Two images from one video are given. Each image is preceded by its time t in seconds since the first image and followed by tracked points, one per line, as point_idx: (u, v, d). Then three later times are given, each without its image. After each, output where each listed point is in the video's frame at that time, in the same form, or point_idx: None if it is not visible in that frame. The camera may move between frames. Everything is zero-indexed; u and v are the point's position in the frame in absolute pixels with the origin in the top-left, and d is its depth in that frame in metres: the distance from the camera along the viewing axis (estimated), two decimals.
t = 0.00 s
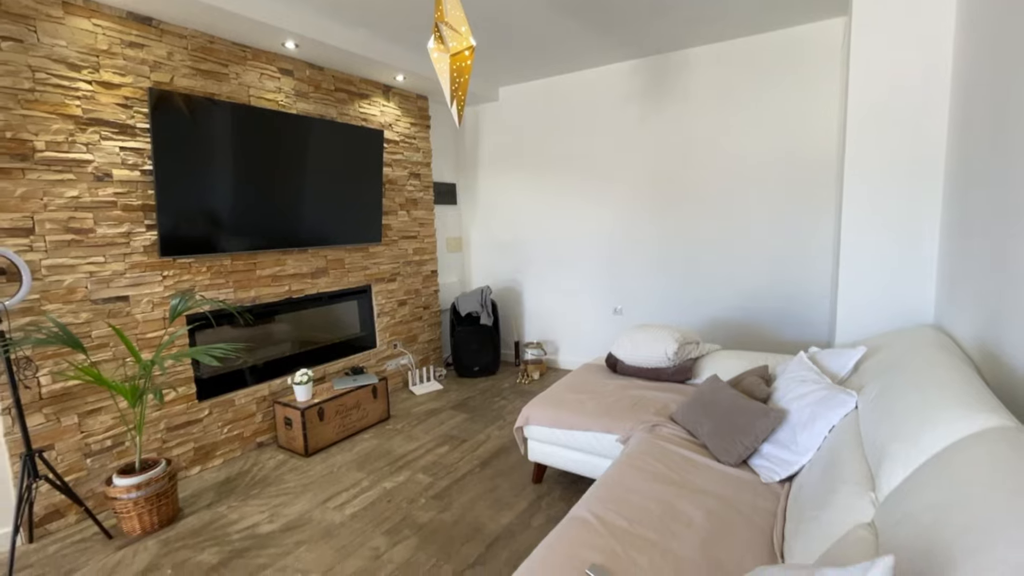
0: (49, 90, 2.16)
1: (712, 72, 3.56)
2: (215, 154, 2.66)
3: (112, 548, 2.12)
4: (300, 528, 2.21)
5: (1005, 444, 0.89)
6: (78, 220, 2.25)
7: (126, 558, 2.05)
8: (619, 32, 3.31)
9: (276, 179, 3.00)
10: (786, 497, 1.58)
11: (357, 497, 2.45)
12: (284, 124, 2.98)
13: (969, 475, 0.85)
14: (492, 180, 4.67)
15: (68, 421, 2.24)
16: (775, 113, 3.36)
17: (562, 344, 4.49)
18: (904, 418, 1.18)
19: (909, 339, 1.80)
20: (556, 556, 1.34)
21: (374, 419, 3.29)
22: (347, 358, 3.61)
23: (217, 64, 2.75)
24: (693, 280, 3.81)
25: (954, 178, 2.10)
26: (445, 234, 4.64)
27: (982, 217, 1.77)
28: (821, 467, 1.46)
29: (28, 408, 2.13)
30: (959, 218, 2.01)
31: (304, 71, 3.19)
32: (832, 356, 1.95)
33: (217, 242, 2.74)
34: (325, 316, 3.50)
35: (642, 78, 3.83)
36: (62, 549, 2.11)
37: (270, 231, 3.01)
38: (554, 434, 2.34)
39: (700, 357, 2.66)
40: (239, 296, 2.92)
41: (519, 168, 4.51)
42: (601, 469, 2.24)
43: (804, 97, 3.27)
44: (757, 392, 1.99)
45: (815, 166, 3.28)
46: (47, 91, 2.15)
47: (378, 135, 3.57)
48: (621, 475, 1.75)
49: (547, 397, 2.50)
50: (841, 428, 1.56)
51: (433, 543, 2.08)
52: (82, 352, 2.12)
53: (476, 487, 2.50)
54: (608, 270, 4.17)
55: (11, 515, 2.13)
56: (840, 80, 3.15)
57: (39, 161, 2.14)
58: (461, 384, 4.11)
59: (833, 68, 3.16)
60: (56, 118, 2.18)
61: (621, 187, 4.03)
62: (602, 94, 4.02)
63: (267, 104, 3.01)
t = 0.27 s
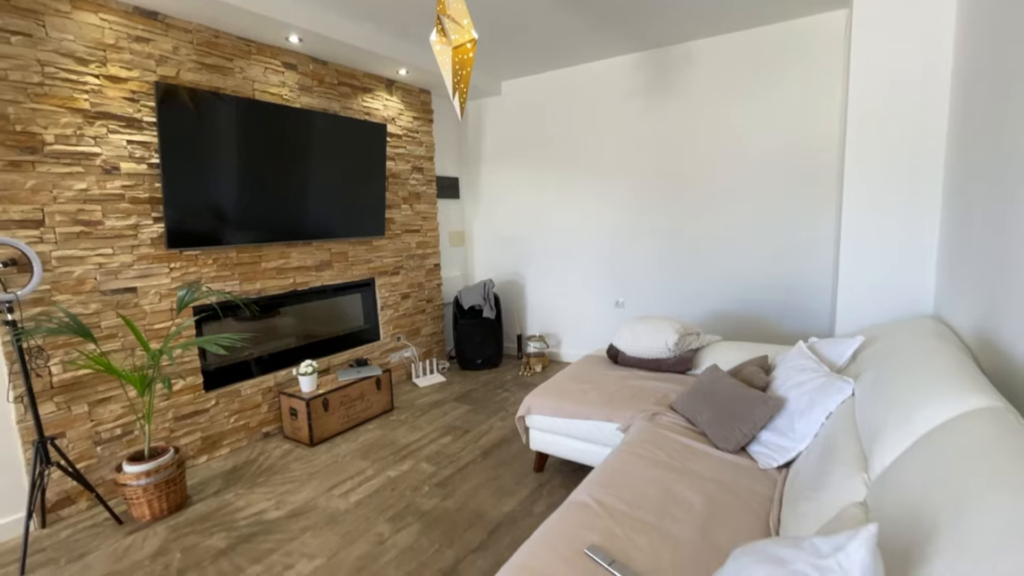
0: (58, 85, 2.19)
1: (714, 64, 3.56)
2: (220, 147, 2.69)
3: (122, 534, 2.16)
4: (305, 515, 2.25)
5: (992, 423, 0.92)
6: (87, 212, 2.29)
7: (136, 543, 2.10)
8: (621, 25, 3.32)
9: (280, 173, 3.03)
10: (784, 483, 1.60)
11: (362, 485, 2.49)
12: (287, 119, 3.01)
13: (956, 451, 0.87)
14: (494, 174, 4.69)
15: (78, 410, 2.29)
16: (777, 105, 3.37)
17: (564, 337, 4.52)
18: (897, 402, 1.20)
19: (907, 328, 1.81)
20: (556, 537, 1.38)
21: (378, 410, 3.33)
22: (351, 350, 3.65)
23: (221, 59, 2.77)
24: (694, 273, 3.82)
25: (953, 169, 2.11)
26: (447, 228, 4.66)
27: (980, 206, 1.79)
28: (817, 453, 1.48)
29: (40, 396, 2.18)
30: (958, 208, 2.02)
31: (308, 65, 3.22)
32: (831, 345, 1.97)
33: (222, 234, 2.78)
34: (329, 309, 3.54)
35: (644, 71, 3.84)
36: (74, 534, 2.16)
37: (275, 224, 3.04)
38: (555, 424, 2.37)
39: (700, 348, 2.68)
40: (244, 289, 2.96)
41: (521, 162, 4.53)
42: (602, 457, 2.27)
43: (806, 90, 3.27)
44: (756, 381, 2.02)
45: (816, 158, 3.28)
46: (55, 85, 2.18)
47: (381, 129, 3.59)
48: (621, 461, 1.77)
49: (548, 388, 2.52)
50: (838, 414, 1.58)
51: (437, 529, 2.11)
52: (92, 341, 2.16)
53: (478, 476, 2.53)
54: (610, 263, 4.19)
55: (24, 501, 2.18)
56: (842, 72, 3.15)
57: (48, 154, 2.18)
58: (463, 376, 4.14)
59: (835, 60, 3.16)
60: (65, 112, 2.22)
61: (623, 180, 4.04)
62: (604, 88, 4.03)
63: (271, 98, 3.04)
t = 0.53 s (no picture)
0: (63, 80, 2.21)
1: (715, 59, 3.56)
2: (224, 142, 2.71)
3: (129, 524, 2.20)
4: (308, 506, 2.28)
5: (982, 410, 0.94)
6: (92, 207, 2.32)
7: (142, 533, 2.13)
8: (622, 20, 3.32)
9: (283, 169, 3.05)
10: (781, 473, 1.62)
11: (364, 477, 2.52)
12: (290, 114, 3.02)
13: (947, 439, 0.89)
14: (496, 170, 4.70)
15: (85, 402, 2.32)
16: (779, 100, 3.37)
17: (565, 332, 4.54)
18: (892, 393, 1.22)
19: (906, 322, 1.83)
20: (556, 526, 1.40)
21: (380, 404, 3.36)
22: (353, 345, 3.68)
23: (224, 54, 2.79)
24: (695, 268, 3.83)
25: (953, 164, 2.11)
26: (449, 224, 4.68)
27: (979, 199, 1.80)
28: (814, 444, 1.50)
29: (47, 388, 2.21)
30: (957, 202, 2.03)
31: (310, 61, 3.23)
32: (829, 339, 1.98)
33: (226, 229, 2.80)
34: (332, 304, 3.56)
35: (646, 67, 3.84)
36: (81, 524, 2.20)
37: (278, 219, 3.07)
38: (556, 416, 2.39)
39: (700, 342, 2.69)
40: (248, 283, 2.98)
41: (522, 158, 4.54)
42: (602, 450, 2.29)
43: (807, 85, 3.27)
44: (755, 374, 2.03)
45: (818, 153, 3.29)
46: (60, 80, 2.21)
47: (383, 124, 3.61)
48: (620, 452, 1.80)
49: (549, 381, 2.54)
50: (835, 406, 1.59)
51: (438, 519, 2.14)
52: (98, 334, 2.19)
53: (479, 468, 2.56)
54: (611, 259, 4.21)
55: (32, 491, 2.21)
56: (844, 66, 3.15)
57: (54, 148, 2.20)
58: (465, 371, 4.17)
59: (837, 55, 3.16)
60: (70, 107, 2.24)
61: (624, 175, 4.05)
62: (605, 83, 4.03)
63: (273, 94, 3.05)
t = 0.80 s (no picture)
0: (67, 76, 2.23)
1: (717, 56, 3.56)
2: (226, 138, 2.72)
3: (133, 517, 2.22)
4: (311, 500, 2.30)
5: (978, 405, 0.95)
6: (96, 203, 2.33)
7: (146, 526, 2.15)
8: (624, 17, 3.32)
9: (285, 165, 3.06)
10: (780, 468, 1.63)
11: (366, 472, 2.53)
12: (292, 111, 3.03)
13: (943, 433, 0.90)
14: (497, 167, 4.70)
15: (89, 397, 2.34)
16: (780, 97, 3.37)
17: (566, 329, 4.55)
18: (890, 389, 1.22)
19: (906, 318, 1.83)
20: (556, 519, 1.41)
21: (382, 400, 3.37)
22: (355, 341, 3.69)
23: (227, 51, 2.80)
24: (696, 265, 3.84)
25: (954, 161, 2.12)
26: (450, 221, 4.69)
27: (979, 196, 1.80)
28: (813, 439, 1.51)
29: (52, 383, 2.22)
30: (958, 198, 2.03)
31: (312, 57, 3.24)
32: (829, 335, 1.99)
33: (228, 226, 2.81)
34: (334, 300, 3.58)
35: (648, 63, 3.83)
36: (86, 518, 2.22)
37: (280, 215, 3.08)
38: (556, 412, 2.40)
39: (700, 339, 2.70)
40: (250, 280, 3.00)
41: (524, 154, 4.54)
42: (603, 445, 2.30)
43: (809, 82, 3.26)
44: (755, 371, 2.04)
45: (819, 151, 3.29)
46: (64, 77, 2.22)
47: (384, 121, 3.61)
48: (621, 447, 1.81)
49: (550, 377, 2.56)
50: (835, 402, 1.61)
51: (440, 514, 2.15)
52: (102, 329, 2.20)
53: (480, 464, 2.58)
54: (612, 257, 4.21)
55: (37, 486, 2.23)
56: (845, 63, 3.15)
57: (58, 145, 2.21)
58: (466, 367, 4.18)
59: (839, 52, 3.15)
60: (73, 103, 2.25)
61: (625, 172, 4.05)
62: (607, 80, 4.03)
63: (275, 91, 3.06)
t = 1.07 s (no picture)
0: (68, 72, 2.23)
1: (719, 53, 3.55)
2: (227, 135, 2.72)
3: (136, 512, 2.23)
4: (312, 496, 2.31)
5: (978, 401, 0.95)
6: (98, 199, 2.33)
7: (149, 521, 2.16)
8: (625, 13, 3.31)
9: (287, 162, 3.06)
10: (780, 465, 1.64)
11: (367, 468, 2.54)
12: (293, 108, 3.03)
13: (943, 430, 0.90)
14: (499, 163, 4.70)
15: (92, 392, 2.35)
16: (782, 94, 3.36)
17: (567, 326, 4.55)
18: (890, 386, 1.23)
19: (907, 316, 1.83)
20: (557, 515, 1.42)
21: (383, 396, 3.38)
22: (356, 338, 3.70)
23: (228, 47, 2.80)
24: (697, 262, 3.84)
25: (956, 158, 2.11)
26: (451, 218, 4.69)
27: (982, 193, 1.80)
28: (813, 436, 1.51)
29: (55, 378, 2.23)
30: (960, 195, 2.03)
31: (313, 54, 3.23)
32: (830, 332, 1.99)
33: (230, 222, 2.82)
34: (335, 296, 3.58)
35: (650, 59, 3.82)
36: (90, 512, 2.23)
37: (281, 211, 3.08)
38: (557, 409, 2.41)
39: (701, 336, 2.70)
40: (252, 276, 3.00)
41: (525, 151, 4.53)
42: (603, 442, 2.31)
43: (812, 79, 3.25)
44: (756, 367, 2.04)
45: (822, 148, 3.28)
46: (66, 73, 2.22)
47: (386, 117, 3.61)
48: (621, 443, 1.81)
49: (551, 374, 2.56)
50: (835, 399, 1.61)
51: (441, 510, 2.16)
52: (104, 325, 2.21)
53: (481, 460, 2.58)
54: (613, 254, 4.21)
55: (40, 480, 2.24)
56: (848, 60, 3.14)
57: (60, 141, 2.21)
58: (467, 364, 4.19)
59: (842, 49, 3.14)
60: (75, 100, 2.25)
61: (627, 169, 4.05)
62: (608, 76, 4.02)
63: (277, 87, 3.06)
